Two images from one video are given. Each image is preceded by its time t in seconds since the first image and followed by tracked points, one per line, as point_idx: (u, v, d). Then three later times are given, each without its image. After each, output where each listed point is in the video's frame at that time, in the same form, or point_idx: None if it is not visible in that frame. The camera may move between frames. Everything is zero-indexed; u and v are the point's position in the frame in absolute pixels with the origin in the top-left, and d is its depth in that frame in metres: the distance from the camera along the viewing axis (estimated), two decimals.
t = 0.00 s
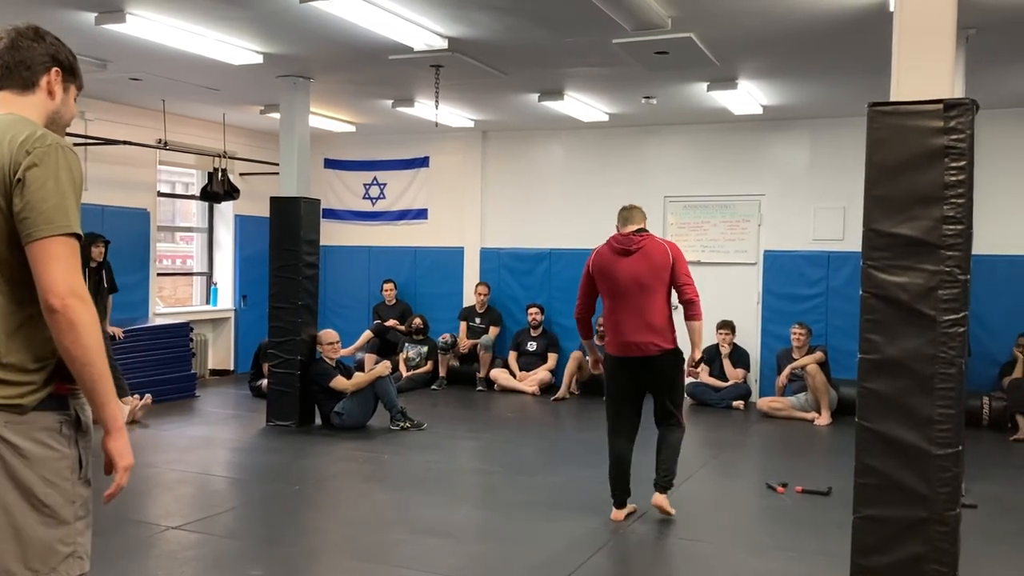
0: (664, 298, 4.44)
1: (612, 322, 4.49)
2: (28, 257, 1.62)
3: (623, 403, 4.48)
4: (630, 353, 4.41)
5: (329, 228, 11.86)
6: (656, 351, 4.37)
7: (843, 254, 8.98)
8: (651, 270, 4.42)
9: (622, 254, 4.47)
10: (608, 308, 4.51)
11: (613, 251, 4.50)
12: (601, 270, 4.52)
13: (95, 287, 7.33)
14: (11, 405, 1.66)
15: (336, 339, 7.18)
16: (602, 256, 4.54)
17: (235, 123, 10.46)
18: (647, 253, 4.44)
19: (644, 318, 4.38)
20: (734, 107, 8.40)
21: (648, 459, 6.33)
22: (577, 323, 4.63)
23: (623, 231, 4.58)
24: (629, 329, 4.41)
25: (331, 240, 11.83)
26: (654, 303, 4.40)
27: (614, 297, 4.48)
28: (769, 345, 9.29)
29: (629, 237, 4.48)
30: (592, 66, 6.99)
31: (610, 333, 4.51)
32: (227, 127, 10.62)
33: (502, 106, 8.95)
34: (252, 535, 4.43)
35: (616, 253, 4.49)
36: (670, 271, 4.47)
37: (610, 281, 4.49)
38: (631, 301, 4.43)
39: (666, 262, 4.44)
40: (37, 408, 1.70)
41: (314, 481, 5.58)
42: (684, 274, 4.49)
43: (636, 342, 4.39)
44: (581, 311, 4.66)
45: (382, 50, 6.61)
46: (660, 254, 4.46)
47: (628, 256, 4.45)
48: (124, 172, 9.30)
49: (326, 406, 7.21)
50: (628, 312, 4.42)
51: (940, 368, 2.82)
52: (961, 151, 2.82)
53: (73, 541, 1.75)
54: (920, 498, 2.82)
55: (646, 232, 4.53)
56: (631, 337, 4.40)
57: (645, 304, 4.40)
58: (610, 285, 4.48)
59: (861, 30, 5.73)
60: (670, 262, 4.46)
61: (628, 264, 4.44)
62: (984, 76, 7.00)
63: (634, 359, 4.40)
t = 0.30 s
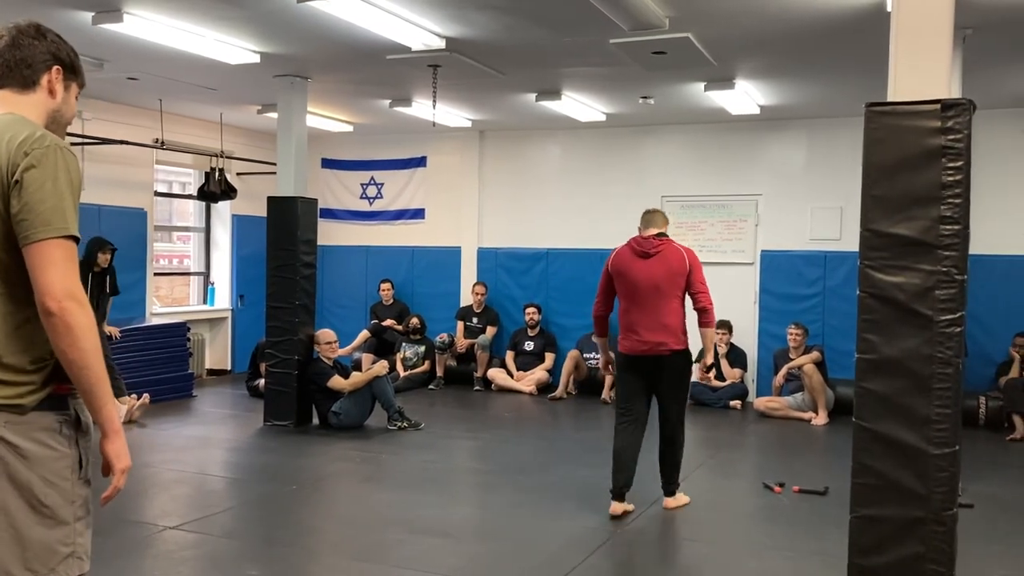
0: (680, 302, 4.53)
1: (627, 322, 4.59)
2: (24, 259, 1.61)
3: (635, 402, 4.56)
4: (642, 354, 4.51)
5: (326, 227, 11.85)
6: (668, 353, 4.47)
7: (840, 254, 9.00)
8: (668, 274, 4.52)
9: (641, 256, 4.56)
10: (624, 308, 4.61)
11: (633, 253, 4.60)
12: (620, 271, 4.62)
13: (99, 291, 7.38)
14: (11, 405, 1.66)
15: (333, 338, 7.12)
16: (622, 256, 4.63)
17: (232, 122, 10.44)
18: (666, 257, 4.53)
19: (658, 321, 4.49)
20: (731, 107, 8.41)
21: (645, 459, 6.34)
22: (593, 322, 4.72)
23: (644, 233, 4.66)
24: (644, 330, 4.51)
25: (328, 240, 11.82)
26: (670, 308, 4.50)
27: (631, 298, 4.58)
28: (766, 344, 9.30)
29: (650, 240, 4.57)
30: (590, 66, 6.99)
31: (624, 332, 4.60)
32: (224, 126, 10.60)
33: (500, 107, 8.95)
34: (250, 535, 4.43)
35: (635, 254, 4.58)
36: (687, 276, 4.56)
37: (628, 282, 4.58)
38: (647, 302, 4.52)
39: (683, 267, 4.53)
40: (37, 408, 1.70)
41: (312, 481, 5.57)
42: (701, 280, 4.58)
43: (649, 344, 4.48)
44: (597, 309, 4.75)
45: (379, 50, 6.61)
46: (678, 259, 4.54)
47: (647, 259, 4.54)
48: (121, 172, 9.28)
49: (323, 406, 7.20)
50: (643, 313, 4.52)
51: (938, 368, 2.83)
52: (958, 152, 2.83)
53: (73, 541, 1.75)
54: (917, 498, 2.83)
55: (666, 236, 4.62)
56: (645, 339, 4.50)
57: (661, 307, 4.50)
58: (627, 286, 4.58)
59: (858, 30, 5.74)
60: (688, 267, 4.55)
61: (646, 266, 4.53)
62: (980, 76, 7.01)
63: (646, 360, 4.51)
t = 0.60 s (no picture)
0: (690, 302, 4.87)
1: (639, 316, 4.91)
2: (37, 259, 1.61)
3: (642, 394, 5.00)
4: (651, 347, 4.83)
5: (324, 227, 11.84)
6: (678, 347, 4.80)
7: (838, 254, 9.00)
8: (682, 273, 4.84)
9: (657, 254, 4.89)
10: (637, 302, 4.93)
11: (650, 251, 4.92)
12: (636, 267, 4.94)
13: (107, 300, 7.39)
14: (25, 404, 1.66)
15: (332, 338, 7.10)
16: (639, 253, 4.95)
17: (230, 122, 10.43)
18: (680, 258, 4.87)
19: (669, 317, 4.82)
20: (730, 106, 8.40)
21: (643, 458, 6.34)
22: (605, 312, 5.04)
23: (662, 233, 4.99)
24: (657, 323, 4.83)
25: (326, 240, 11.80)
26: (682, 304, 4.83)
27: (644, 294, 4.90)
28: (764, 344, 9.31)
29: (666, 241, 4.90)
30: (588, 65, 6.99)
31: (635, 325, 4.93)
32: (221, 126, 10.59)
33: (498, 106, 8.95)
34: (248, 535, 4.42)
35: (652, 252, 4.91)
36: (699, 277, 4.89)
37: (643, 278, 4.91)
38: (660, 299, 4.85)
39: (696, 269, 4.87)
40: (51, 408, 1.70)
41: (310, 480, 5.57)
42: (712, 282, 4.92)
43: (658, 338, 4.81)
44: (610, 301, 5.07)
45: (378, 50, 6.61)
46: (693, 261, 4.88)
47: (663, 258, 4.87)
48: (119, 171, 9.27)
49: (321, 406, 7.20)
50: (657, 307, 4.84)
51: (936, 368, 2.84)
52: (956, 151, 2.83)
53: (83, 542, 1.75)
54: (915, 498, 2.84)
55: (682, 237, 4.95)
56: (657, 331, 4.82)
57: (672, 304, 4.83)
58: (643, 281, 4.90)
59: (856, 30, 5.75)
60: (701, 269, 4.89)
61: (662, 264, 4.87)
62: (978, 76, 7.02)
63: (657, 352, 4.82)
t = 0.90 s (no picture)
0: (689, 300, 4.93)
1: (639, 317, 4.98)
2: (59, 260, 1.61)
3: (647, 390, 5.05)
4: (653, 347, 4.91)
5: (323, 226, 11.83)
6: (679, 346, 4.86)
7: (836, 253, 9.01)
8: (678, 272, 4.91)
9: (653, 256, 4.96)
10: (637, 304, 5.00)
11: (646, 253, 4.99)
12: (633, 270, 5.01)
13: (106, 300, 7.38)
14: (45, 404, 1.67)
15: (331, 336, 7.07)
16: (635, 256, 5.03)
17: (228, 121, 10.42)
18: (676, 257, 4.93)
19: (669, 316, 4.88)
20: (728, 106, 8.40)
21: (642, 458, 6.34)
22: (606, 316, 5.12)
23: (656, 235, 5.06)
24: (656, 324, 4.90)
25: (325, 239, 11.80)
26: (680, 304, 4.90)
27: (643, 296, 4.97)
28: (763, 344, 9.30)
29: (661, 242, 4.96)
30: (587, 65, 6.99)
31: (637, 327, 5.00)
32: (220, 125, 10.58)
33: (497, 106, 8.95)
34: (247, 535, 4.41)
35: (648, 255, 4.98)
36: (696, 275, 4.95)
37: (640, 280, 4.98)
38: (658, 299, 4.91)
39: (693, 267, 4.93)
40: (70, 409, 1.71)
41: (309, 480, 5.56)
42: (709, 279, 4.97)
43: (659, 338, 4.88)
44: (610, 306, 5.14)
45: (377, 49, 6.62)
46: (688, 260, 4.93)
47: (659, 259, 4.94)
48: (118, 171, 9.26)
49: (320, 406, 7.20)
50: (655, 309, 4.91)
51: (935, 367, 2.84)
52: (955, 151, 2.83)
53: (97, 543, 1.75)
54: (914, 497, 2.85)
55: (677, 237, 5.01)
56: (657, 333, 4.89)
57: (671, 304, 4.89)
58: (641, 284, 4.97)
59: (856, 30, 5.75)
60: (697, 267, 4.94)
61: (658, 266, 4.94)
62: (976, 76, 7.04)
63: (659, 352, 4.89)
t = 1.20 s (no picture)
0: (689, 293, 5.24)
1: (644, 313, 5.27)
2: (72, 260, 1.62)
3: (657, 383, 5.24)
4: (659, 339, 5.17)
5: (322, 226, 11.82)
6: (682, 337, 5.14)
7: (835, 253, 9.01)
8: (678, 267, 5.23)
9: (653, 254, 5.29)
10: (640, 301, 5.29)
11: (645, 252, 5.33)
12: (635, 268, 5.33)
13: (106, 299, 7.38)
14: (58, 403, 1.67)
15: (332, 335, 7.07)
16: (636, 255, 5.35)
17: (228, 120, 10.41)
18: (674, 254, 5.25)
19: (671, 309, 5.17)
20: (727, 105, 8.39)
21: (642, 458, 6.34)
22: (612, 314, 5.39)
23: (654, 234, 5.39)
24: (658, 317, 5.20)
25: (325, 238, 11.80)
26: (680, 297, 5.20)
27: (647, 292, 5.27)
28: (762, 344, 9.30)
29: (660, 241, 5.30)
30: (587, 65, 6.99)
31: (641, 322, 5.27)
32: (219, 124, 10.58)
33: (496, 105, 8.95)
34: (246, 534, 4.41)
35: (648, 253, 5.31)
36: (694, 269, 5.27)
37: (642, 277, 5.28)
38: (661, 294, 5.21)
39: (691, 262, 5.25)
40: (82, 408, 1.71)
41: (308, 479, 5.56)
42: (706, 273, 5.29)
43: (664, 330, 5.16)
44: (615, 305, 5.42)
45: (377, 49, 6.62)
46: (686, 255, 5.26)
47: (658, 256, 5.26)
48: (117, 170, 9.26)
49: (319, 405, 7.20)
50: (657, 303, 5.21)
51: (934, 367, 2.84)
52: (955, 151, 2.83)
53: (108, 543, 1.74)
54: (914, 497, 2.85)
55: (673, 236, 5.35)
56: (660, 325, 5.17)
57: (673, 297, 5.19)
58: (642, 280, 5.28)
59: (855, 30, 5.75)
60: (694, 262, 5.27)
61: (658, 262, 5.25)
62: (975, 76, 7.03)
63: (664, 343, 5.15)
